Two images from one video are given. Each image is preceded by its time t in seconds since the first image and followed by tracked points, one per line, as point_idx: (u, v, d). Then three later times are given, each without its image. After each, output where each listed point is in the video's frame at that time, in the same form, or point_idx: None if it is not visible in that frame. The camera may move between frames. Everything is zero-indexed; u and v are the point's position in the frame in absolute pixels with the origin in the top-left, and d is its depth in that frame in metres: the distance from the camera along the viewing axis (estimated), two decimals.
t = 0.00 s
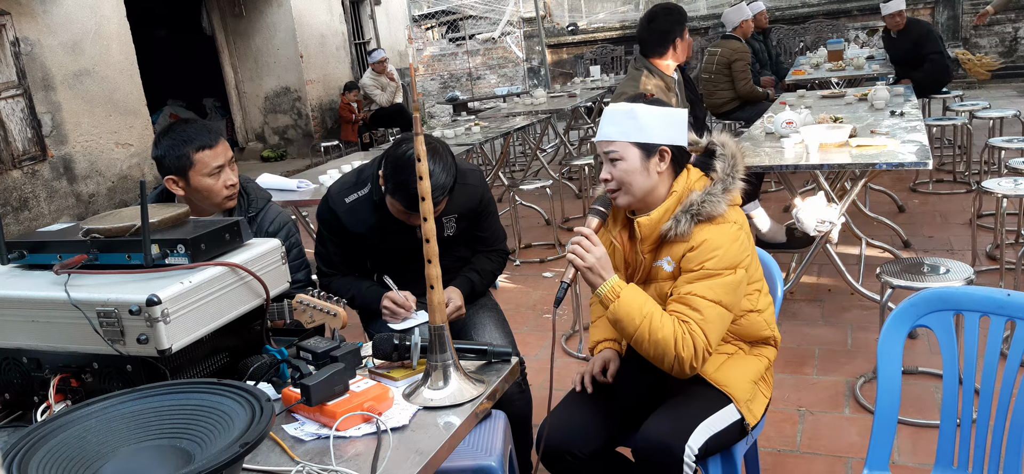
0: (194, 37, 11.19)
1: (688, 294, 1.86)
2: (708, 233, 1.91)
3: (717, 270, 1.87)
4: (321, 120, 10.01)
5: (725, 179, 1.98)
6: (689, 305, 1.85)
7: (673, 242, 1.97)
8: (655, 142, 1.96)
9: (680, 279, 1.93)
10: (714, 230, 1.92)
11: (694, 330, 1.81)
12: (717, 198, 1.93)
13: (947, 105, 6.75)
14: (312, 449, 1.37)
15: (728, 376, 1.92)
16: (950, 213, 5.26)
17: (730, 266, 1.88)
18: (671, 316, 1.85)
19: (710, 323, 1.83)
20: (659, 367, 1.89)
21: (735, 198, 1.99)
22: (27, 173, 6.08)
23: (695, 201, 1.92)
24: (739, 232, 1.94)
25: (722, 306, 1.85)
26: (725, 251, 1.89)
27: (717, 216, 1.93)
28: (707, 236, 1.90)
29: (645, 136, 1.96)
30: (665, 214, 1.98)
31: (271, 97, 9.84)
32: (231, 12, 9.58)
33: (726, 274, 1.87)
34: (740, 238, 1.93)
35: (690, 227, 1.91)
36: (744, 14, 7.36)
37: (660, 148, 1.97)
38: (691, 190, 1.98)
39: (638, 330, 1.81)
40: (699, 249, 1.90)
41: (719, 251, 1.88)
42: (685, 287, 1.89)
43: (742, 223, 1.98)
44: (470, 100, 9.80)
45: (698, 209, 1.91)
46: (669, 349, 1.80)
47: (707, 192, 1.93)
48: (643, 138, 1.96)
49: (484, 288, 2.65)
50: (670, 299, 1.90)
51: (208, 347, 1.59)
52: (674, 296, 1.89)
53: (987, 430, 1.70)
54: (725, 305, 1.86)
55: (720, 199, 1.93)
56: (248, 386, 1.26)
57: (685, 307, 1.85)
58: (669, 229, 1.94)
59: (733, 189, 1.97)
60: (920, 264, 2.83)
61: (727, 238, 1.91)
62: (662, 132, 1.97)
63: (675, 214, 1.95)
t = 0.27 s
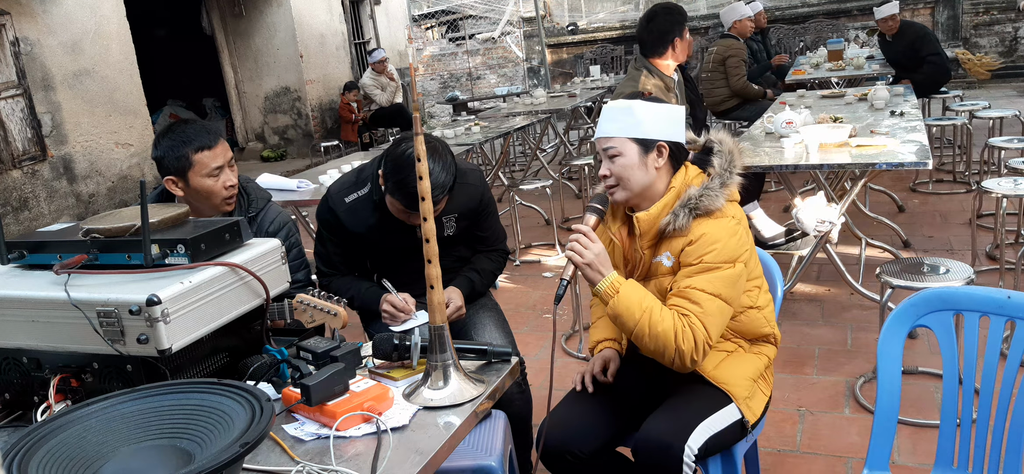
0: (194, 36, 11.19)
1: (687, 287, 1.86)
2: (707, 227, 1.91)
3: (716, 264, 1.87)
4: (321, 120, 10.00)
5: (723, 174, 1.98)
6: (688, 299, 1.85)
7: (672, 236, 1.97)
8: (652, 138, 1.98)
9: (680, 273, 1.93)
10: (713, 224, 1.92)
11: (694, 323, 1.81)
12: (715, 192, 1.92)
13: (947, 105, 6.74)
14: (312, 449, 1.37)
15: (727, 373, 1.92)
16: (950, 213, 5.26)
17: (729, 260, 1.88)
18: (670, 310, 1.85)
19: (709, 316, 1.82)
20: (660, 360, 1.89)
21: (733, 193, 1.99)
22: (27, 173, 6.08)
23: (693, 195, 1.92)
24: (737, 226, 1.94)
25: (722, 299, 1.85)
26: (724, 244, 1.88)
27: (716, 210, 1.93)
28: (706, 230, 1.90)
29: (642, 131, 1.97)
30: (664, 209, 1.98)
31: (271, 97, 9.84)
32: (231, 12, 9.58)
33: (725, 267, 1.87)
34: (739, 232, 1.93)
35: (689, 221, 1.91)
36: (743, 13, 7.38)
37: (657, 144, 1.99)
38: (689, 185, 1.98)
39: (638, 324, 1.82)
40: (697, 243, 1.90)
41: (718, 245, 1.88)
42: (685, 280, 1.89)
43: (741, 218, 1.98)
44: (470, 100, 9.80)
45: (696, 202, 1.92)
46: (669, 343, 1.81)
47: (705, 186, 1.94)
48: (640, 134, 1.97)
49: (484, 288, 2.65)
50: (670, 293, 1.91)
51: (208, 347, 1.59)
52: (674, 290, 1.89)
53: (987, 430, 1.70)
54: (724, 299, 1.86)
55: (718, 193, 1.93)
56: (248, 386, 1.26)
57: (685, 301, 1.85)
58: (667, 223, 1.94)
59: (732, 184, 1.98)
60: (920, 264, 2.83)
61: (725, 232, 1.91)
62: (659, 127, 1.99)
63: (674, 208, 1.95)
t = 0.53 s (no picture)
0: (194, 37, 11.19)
1: (687, 281, 1.87)
2: (706, 222, 1.91)
3: (715, 258, 1.87)
4: (322, 120, 10.01)
5: (722, 171, 1.99)
6: (688, 293, 1.85)
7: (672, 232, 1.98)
8: (652, 135, 1.99)
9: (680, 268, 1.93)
10: (712, 219, 1.92)
11: (694, 316, 1.82)
12: (714, 188, 1.93)
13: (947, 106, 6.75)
14: (312, 448, 1.38)
15: (726, 371, 1.93)
16: (950, 213, 5.26)
17: (728, 254, 1.88)
18: (669, 304, 1.85)
19: (709, 309, 1.83)
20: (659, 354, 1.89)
21: (732, 190, 2.00)
22: (27, 173, 6.08)
23: (693, 191, 1.93)
24: (736, 221, 1.95)
25: (722, 293, 1.85)
26: (723, 239, 1.89)
27: (715, 205, 1.93)
28: (705, 225, 1.91)
29: (642, 129, 1.98)
30: (664, 204, 1.99)
31: (271, 97, 9.85)
32: (231, 13, 9.58)
33: (725, 262, 1.88)
34: (738, 227, 1.93)
35: (689, 216, 1.92)
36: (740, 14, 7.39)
37: (656, 140, 1.99)
38: (689, 181, 1.99)
39: (638, 316, 1.83)
40: (696, 237, 1.90)
41: (717, 240, 1.89)
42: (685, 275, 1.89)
43: (740, 214, 1.98)
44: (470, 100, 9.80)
45: (696, 198, 1.92)
46: (669, 336, 1.81)
47: (704, 182, 1.95)
48: (639, 131, 1.98)
49: (484, 288, 2.65)
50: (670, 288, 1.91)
51: (209, 346, 1.59)
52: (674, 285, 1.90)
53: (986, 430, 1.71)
54: (724, 293, 1.86)
55: (717, 189, 1.94)
56: (249, 386, 1.26)
57: (685, 295, 1.86)
58: (667, 219, 1.94)
59: (730, 181, 1.98)
60: (920, 264, 2.84)
61: (724, 227, 1.91)
62: (659, 124, 2.00)
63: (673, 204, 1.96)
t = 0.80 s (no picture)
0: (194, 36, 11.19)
1: (687, 277, 1.86)
2: (706, 218, 1.91)
3: (715, 254, 1.87)
4: (321, 120, 10.00)
5: (722, 168, 1.99)
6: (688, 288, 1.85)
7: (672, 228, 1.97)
8: (652, 132, 1.99)
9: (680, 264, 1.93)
10: (712, 215, 1.92)
11: (694, 311, 1.81)
12: (714, 184, 1.93)
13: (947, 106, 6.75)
14: (312, 448, 1.37)
15: (725, 369, 1.93)
16: (950, 213, 5.26)
17: (728, 250, 1.88)
18: (669, 299, 1.85)
19: (708, 305, 1.82)
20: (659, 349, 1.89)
21: (732, 187, 2.00)
22: (27, 173, 6.08)
23: (692, 188, 1.93)
24: (736, 218, 1.94)
25: (722, 289, 1.85)
26: (723, 235, 1.89)
27: (714, 202, 1.93)
28: (704, 221, 1.91)
29: (642, 126, 1.99)
30: (664, 201, 1.99)
31: (271, 97, 9.84)
32: (231, 13, 9.57)
33: (724, 258, 1.87)
34: (738, 224, 1.93)
35: (688, 212, 1.92)
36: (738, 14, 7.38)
37: (656, 138, 2.00)
38: (689, 178, 1.99)
39: (637, 311, 1.83)
40: (696, 233, 1.90)
41: (717, 236, 1.88)
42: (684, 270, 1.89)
43: (740, 212, 1.98)
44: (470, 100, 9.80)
45: (695, 194, 1.92)
46: (668, 331, 1.81)
47: (704, 179, 1.95)
48: (639, 129, 1.99)
49: (484, 288, 2.65)
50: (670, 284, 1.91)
51: (209, 347, 1.59)
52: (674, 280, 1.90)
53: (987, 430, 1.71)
54: (723, 289, 1.85)
55: (717, 185, 1.94)
56: (249, 386, 1.26)
57: (684, 290, 1.85)
58: (667, 215, 1.94)
59: (730, 178, 1.98)
60: (920, 264, 2.84)
61: (724, 223, 1.91)
62: (658, 121, 2.00)
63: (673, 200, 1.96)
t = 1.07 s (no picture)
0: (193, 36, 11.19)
1: (684, 275, 1.86)
2: (704, 216, 1.91)
3: (714, 252, 1.87)
4: (321, 120, 10.01)
5: (721, 167, 1.99)
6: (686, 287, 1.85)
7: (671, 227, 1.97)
8: (652, 131, 1.99)
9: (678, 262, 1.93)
10: (711, 213, 1.92)
11: (691, 310, 1.81)
12: (712, 183, 1.93)
13: (947, 106, 6.75)
14: (312, 449, 1.37)
15: (722, 368, 1.92)
16: (950, 213, 5.26)
17: (726, 249, 1.88)
18: (667, 297, 1.85)
19: (705, 303, 1.82)
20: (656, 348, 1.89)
21: (731, 187, 2.00)
22: (27, 173, 6.07)
23: (691, 187, 1.93)
24: (734, 217, 1.94)
25: (720, 288, 1.85)
26: (721, 234, 1.88)
27: (713, 200, 1.93)
28: (703, 219, 1.90)
29: (641, 124, 1.99)
30: (663, 199, 1.99)
31: (271, 97, 9.84)
32: (231, 12, 9.57)
33: (722, 257, 1.87)
34: (737, 223, 1.92)
35: (687, 211, 1.92)
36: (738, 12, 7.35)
37: (656, 137, 2.00)
38: (688, 177, 1.99)
39: (635, 310, 1.83)
40: (694, 232, 1.90)
41: (715, 234, 1.88)
42: (682, 269, 1.89)
43: (738, 210, 1.98)
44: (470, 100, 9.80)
45: (694, 193, 1.92)
46: (665, 329, 1.81)
47: (703, 178, 1.94)
48: (639, 127, 1.99)
49: (484, 288, 2.64)
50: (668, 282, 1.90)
51: (208, 347, 1.59)
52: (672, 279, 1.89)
53: (987, 431, 1.70)
54: (721, 288, 1.85)
55: (716, 184, 1.94)
56: (249, 386, 1.26)
57: (682, 289, 1.85)
58: (665, 214, 1.94)
59: (729, 177, 1.98)
60: (920, 264, 2.83)
61: (723, 221, 1.91)
62: (658, 120, 2.00)
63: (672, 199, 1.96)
